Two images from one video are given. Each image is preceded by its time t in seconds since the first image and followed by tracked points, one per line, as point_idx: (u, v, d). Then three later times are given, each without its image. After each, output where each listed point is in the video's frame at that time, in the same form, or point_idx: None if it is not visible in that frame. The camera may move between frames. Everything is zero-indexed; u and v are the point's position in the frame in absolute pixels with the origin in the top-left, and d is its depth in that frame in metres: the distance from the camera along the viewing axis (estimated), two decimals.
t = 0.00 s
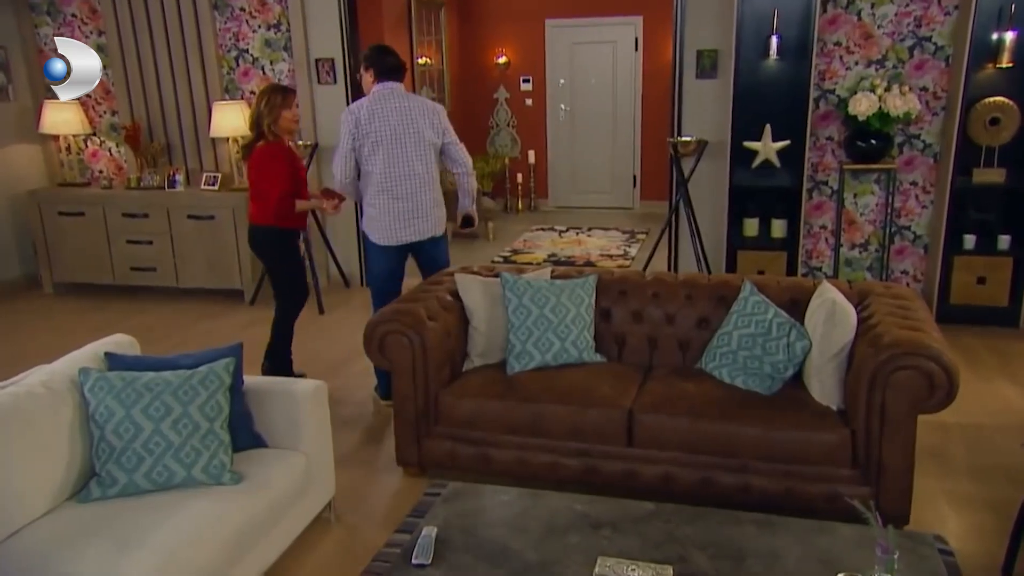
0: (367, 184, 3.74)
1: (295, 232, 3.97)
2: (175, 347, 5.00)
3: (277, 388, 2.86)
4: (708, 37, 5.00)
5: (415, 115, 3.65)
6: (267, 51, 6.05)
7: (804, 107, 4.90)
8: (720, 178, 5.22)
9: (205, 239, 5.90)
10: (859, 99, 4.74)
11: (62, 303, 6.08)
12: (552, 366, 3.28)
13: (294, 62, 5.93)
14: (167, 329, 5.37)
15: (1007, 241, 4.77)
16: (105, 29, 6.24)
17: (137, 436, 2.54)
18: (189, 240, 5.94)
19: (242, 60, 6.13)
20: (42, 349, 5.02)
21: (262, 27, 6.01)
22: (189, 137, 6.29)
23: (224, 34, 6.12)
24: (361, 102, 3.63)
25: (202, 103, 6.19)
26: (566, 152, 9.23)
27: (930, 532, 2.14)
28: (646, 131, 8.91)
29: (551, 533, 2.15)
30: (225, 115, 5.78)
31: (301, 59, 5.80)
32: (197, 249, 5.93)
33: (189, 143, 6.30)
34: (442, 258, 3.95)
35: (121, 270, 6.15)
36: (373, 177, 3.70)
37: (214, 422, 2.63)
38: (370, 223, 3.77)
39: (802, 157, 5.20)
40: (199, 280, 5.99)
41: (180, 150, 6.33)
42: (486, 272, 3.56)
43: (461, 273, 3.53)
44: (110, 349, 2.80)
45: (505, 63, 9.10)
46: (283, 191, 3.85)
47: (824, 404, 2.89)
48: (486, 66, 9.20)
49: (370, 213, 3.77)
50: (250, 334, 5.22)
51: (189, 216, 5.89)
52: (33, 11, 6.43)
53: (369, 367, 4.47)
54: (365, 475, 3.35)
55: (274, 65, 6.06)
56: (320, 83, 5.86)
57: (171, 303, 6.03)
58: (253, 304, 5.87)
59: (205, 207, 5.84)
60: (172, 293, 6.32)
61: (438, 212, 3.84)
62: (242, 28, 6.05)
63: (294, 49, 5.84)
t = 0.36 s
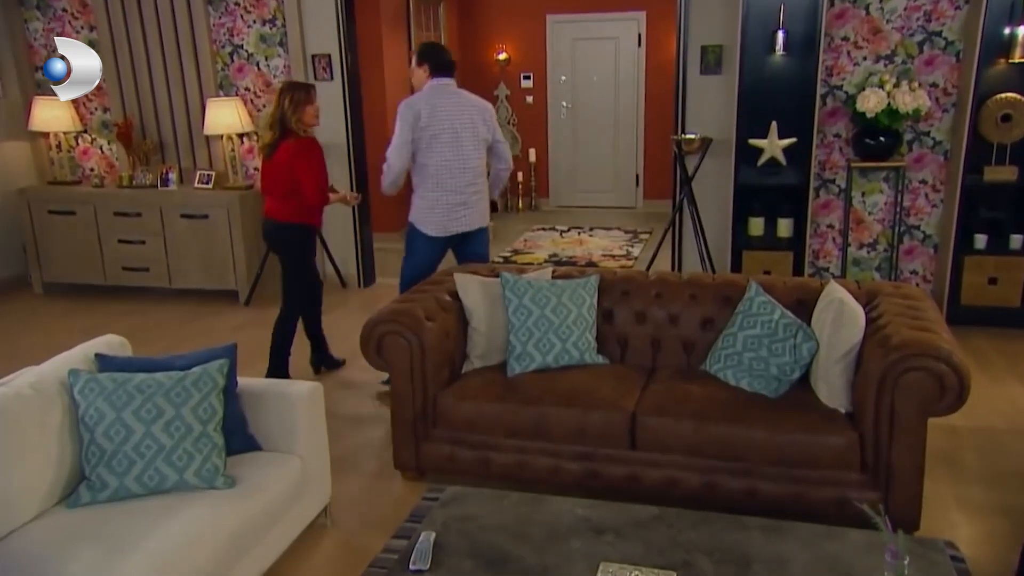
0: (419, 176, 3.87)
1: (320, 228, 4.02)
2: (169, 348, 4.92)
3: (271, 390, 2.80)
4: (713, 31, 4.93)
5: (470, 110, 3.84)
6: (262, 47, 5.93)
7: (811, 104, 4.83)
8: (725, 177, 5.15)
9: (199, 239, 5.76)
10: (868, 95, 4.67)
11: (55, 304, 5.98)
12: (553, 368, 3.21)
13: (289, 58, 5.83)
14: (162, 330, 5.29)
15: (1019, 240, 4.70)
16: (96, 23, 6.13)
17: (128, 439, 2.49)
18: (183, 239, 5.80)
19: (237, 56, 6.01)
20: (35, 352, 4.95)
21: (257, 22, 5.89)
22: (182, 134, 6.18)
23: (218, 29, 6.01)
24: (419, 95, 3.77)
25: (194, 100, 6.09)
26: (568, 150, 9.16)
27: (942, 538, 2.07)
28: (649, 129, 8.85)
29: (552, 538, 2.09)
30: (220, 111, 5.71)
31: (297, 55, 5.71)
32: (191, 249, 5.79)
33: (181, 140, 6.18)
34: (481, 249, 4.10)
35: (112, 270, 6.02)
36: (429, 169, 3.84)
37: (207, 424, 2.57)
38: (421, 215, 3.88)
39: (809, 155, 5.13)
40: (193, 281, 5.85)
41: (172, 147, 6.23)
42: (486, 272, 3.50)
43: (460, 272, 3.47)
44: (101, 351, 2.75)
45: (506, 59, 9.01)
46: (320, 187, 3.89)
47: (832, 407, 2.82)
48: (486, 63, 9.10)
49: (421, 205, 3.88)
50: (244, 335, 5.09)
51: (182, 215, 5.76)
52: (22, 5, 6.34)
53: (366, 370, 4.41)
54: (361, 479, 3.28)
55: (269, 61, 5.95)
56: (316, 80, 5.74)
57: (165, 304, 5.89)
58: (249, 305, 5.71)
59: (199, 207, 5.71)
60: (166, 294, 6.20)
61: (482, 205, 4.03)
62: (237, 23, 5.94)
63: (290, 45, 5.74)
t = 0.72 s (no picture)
0: (450, 185, 4.03)
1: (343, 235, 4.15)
2: (160, 369, 4.81)
3: (263, 411, 2.73)
4: (715, 46, 4.90)
5: (495, 123, 3.94)
6: (257, 62, 5.69)
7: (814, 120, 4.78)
8: (728, 193, 5.09)
9: (192, 256, 5.59)
10: (872, 111, 4.62)
11: (45, 324, 5.83)
12: (552, 388, 3.14)
13: (285, 73, 5.62)
14: (154, 350, 5.17)
15: None
16: (86, 37, 5.90)
17: (115, 461, 2.42)
18: (175, 257, 5.63)
19: (231, 71, 5.76)
20: (23, 373, 4.82)
21: (252, 37, 5.66)
22: (174, 149, 5.92)
23: (212, 45, 5.76)
24: (446, 109, 3.92)
25: (188, 117, 5.85)
26: (568, 167, 9.13)
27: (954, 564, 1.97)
28: (650, 145, 8.82)
29: (550, 563, 2.02)
30: (213, 126, 5.48)
31: (292, 68, 5.56)
32: (182, 268, 5.62)
33: (174, 157, 5.94)
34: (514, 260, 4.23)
35: (101, 288, 5.82)
36: (458, 179, 4.00)
37: (196, 446, 2.51)
38: (451, 223, 4.06)
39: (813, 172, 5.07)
40: (185, 299, 5.68)
41: (165, 165, 5.98)
42: (484, 290, 3.44)
43: (457, 290, 3.40)
44: (88, 371, 2.69)
45: (505, 75, 8.97)
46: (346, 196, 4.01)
47: (838, 429, 2.74)
48: (485, 78, 9.07)
49: (451, 213, 4.05)
50: (237, 356, 4.95)
51: (175, 233, 5.59)
52: (15, 19, 6.09)
53: (361, 391, 4.31)
54: (355, 504, 3.20)
55: (264, 77, 5.70)
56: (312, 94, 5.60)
57: (155, 324, 5.73)
58: (241, 324, 5.57)
59: (191, 225, 5.55)
60: (156, 313, 6.02)
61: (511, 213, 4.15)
62: (231, 38, 5.70)
63: (285, 61, 5.57)
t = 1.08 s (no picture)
0: (485, 199, 4.07)
1: (380, 248, 4.27)
2: (152, 392, 4.72)
3: (254, 434, 2.66)
4: (719, 64, 4.87)
5: (530, 136, 4.00)
6: (252, 79, 5.67)
7: (819, 136, 4.68)
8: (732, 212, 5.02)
9: (184, 277, 5.52)
10: (878, 129, 4.57)
11: (35, 346, 5.71)
12: (552, 410, 3.07)
13: (280, 91, 5.60)
14: (148, 372, 5.08)
15: None
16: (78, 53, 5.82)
17: (100, 487, 2.36)
18: (166, 278, 5.56)
19: (226, 89, 5.73)
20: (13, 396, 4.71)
21: (248, 54, 5.64)
22: (168, 167, 5.84)
23: (207, 62, 5.72)
24: (481, 125, 3.98)
25: (182, 134, 5.79)
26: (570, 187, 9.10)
27: None
28: (652, 164, 8.81)
29: None
30: (207, 144, 5.43)
31: (288, 87, 5.54)
32: (175, 288, 5.55)
33: (167, 175, 5.85)
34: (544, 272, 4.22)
35: (90, 309, 5.71)
36: (494, 192, 4.04)
37: (184, 471, 2.44)
38: (488, 236, 4.08)
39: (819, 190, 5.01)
40: (178, 321, 5.60)
41: (157, 183, 5.88)
42: (482, 310, 3.38)
43: (454, 310, 3.34)
44: (75, 394, 2.63)
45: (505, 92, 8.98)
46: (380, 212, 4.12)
47: (847, 453, 2.66)
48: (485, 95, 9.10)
49: (487, 227, 4.08)
50: (230, 378, 4.88)
51: (166, 253, 5.53)
52: (5, 36, 5.97)
53: (355, 415, 4.22)
54: (348, 531, 3.11)
55: (260, 94, 5.67)
56: (309, 112, 5.59)
57: (147, 346, 5.65)
58: (234, 346, 5.51)
59: (184, 244, 5.49)
60: (148, 335, 5.92)
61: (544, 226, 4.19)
62: (226, 54, 5.67)
63: (281, 79, 5.55)
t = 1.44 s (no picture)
0: (524, 204, 4.16)
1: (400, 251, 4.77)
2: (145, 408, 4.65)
3: (247, 451, 2.59)
4: (723, 76, 4.83)
5: (564, 141, 4.15)
6: (248, 90, 5.65)
7: (826, 147, 4.61)
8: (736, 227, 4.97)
9: (176, 292, 5.47)
10: (887, 140, 4.50)
11: (21, 364, 5.64)
12: (553, 427, 2.99)
13: (277, 102, 5.58)
14: (141, 389, 5.01)
15: None
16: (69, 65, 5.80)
17: (86, 505, 2.29)
18: (159, 293, 5.51)
19: (222, 100, 5.71)
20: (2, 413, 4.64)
21: (243, 65, 5.63)
22: (161, 181, 5.81)
23: (202, 73, 5.71)
24: (522, 132, 4.06)
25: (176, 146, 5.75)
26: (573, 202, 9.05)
27: None
28: (655, 179, 8.77)
29: None
30: (202, 156, 5.41)
31: (285, 100, 5.52)
32: (168, 303, 5.50)
33: (160, 188, 5.82)
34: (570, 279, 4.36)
35: (81, 325, 5.66)
36: (535, 198, 4.14)
37: (174, 488, 2.37)
38: (529, 241, 4.18)
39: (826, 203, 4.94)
40: (169, 337, 5.54)
41: (150, 197, 5.84)
42: (482, 324, 3.31)
43: (453, 324, 3.27)
44: (61, 409, 2.58)
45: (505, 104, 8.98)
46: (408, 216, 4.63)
47: (857, 472, 2.57)
48: (485, 108, 9.12)
49: (528, 231, 4.17)
50: (224, 395, 4.81)
51: (159, 267, 5.48)
52: None
53: (351, 434, 4.14)
54: (343, 552, 3.02)
55: (255, 106, 5.66)
56: (306, 124, 5.56)
57: (136, 362, 5.60)
58: (228, 362, 5.45)
59: (176, 259, 5.44)
60: (141, 351, 5.86)
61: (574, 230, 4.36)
62: (222, 66, 5.66)
63: (278, 90, 5.54)
